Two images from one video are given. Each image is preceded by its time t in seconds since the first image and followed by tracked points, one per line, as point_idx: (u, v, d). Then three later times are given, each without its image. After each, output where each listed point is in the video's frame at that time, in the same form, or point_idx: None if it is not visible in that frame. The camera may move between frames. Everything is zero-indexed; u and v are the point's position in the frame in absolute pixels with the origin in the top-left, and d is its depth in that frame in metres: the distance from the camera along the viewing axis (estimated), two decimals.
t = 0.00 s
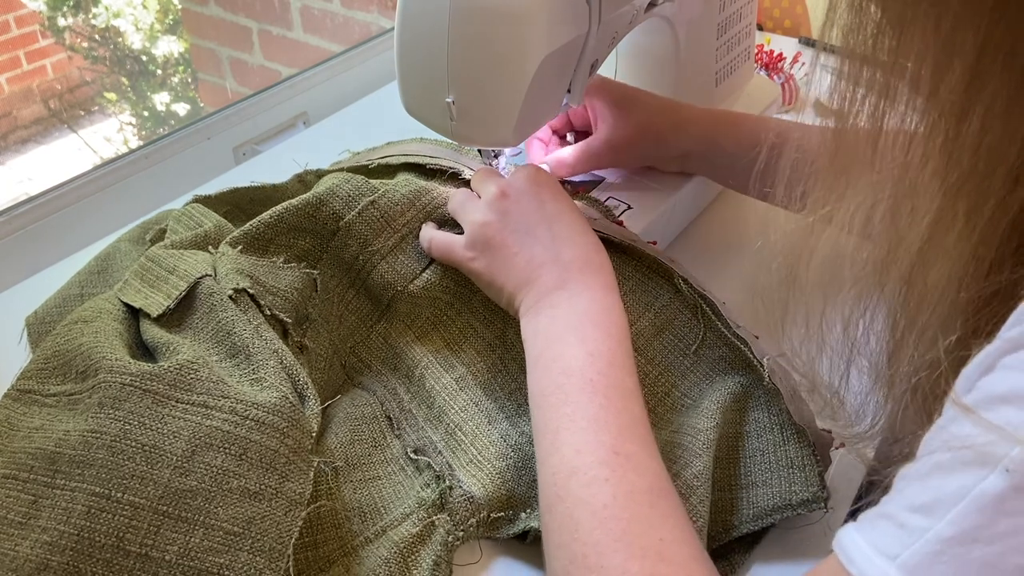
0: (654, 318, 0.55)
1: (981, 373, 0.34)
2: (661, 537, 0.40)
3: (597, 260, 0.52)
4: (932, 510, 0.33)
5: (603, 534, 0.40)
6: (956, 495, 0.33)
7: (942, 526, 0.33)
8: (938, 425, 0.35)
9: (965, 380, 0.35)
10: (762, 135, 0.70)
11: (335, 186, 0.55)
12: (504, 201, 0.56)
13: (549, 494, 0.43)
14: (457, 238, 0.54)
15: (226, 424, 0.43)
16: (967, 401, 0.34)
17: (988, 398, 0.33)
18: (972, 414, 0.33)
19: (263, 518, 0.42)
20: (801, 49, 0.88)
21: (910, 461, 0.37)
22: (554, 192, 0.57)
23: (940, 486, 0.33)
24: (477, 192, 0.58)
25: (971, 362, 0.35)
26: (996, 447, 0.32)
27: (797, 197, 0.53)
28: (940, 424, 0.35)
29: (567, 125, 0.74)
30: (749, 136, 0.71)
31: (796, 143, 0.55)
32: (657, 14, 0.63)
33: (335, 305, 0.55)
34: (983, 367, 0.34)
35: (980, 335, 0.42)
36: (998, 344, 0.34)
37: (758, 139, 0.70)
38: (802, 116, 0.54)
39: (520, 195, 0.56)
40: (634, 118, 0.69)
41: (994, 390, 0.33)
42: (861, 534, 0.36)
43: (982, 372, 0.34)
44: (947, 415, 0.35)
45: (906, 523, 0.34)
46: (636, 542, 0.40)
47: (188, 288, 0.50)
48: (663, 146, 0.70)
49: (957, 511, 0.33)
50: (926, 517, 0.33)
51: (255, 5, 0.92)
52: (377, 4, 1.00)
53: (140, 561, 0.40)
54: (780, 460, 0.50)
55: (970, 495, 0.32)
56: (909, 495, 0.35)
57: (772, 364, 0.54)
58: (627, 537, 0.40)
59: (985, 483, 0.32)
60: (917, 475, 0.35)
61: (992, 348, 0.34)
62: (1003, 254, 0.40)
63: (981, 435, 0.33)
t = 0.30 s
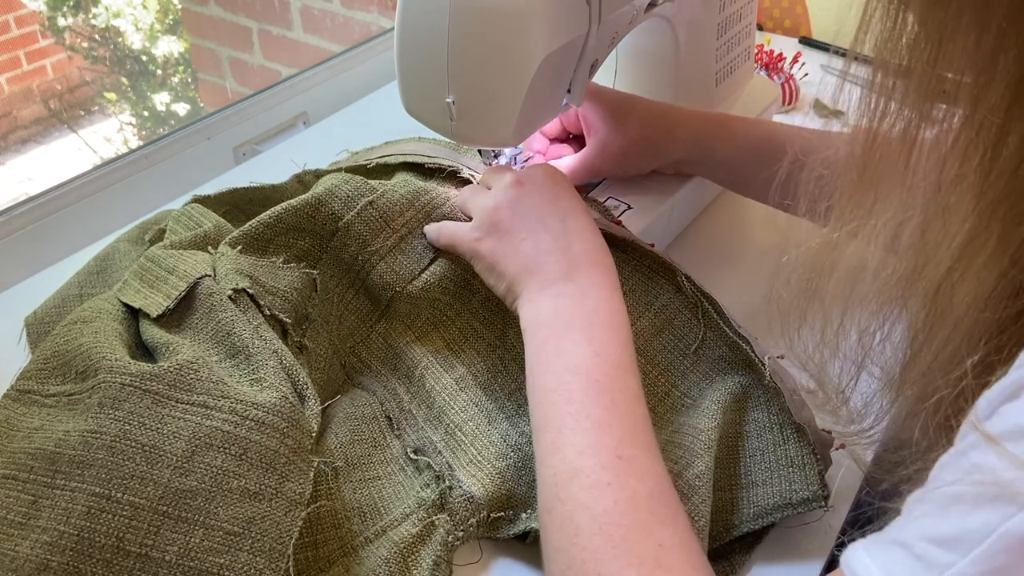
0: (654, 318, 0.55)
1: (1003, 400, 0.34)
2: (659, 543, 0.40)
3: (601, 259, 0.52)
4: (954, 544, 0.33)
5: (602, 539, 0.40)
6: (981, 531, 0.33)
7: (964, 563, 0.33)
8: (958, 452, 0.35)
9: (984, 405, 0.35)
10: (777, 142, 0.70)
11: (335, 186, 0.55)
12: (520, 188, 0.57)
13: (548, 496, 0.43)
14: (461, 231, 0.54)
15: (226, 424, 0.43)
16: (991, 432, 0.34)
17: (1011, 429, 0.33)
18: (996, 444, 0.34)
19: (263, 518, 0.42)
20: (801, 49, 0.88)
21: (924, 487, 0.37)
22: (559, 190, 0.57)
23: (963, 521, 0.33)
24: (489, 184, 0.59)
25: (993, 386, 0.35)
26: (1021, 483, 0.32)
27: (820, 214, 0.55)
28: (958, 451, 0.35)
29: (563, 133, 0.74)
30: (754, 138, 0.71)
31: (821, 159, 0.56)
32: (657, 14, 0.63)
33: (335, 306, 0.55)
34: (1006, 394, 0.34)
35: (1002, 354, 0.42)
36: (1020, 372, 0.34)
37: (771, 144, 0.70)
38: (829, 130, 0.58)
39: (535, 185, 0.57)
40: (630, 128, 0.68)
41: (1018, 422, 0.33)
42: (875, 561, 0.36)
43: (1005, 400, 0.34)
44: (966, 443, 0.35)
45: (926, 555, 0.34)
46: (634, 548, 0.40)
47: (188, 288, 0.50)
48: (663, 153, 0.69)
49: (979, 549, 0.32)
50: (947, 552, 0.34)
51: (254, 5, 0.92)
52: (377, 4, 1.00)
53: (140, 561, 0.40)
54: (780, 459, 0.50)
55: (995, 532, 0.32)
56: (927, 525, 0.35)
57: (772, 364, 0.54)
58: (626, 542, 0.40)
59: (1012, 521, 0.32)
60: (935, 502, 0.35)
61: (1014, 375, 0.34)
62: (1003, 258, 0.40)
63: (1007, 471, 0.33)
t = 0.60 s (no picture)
0: (654, 318, 0.55)
1: (1003, 403, 0.34)
2: (662, 544, 0.40)
3: (602, 260, 0.52)
4: (953, 547, 0.33)
5: (603, 540, 0.40)
6: (980, 535, 0.33)
7: (964, 567, 0.33)
8: (957, 455, 0.35)
9: (985, 409, 0.35)
10: (778, 139, 0.70)
11: (334, 186, 0.55)
12: (524, 188, 0.57)
13: (549, 497, 0.43)
14: (462, 230, 0.55)
15: (226, 424, 0.43)
16: (991, 434, 0.34)
17: (1011, 432, 0.33)
18: (995, 447, 0.34)
19: (263, 518, 0.42)
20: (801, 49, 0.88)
21: (924, 489, 0.37)
22: (562, 192, 0.57)
23: (962, 524, 0.33)
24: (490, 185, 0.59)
25: (994, 390, 0.35)
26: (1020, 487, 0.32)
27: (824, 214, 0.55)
28: (958, 454, 0.35)
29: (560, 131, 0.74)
30: (753, 131, 0.71)
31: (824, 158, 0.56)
32: (657, 14, 0.63)
33: (335, 306, 0.55)
34: (1006, 398, 0.34)
35: (1001, 356, 0.41)
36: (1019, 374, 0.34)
37: (771, 136, 0.70)
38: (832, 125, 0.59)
39: (535, 186, 0.57)
40: (629, 118, 0.67)
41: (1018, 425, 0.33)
42: (875, 564, 0.36)
43: (1005, 403, 0.34)
44: (966, 446, 0.35)
45: (925, 559, 0.34)
46: (635, 549, 0.40)
47: (188, 288, 0.50)
48: (662, 144, 0.69)
49: (979, 552, 0.32)
50: (946, 555, 0.33)
51: (255, 5, 0.92)
52: (377, 4, 1.00)
53: (140, 561, 0.40)
54: (780, 459, 0.51)
55: (994, 535, 0.32)
56: (927, 528, 0.35)
57: (772, 364, 0.54)
58: (627, 543, 0.40)
59: (1011, 525, 0.32)
60: (936, 504, 0.35)
61: (1014, 378, 0.34)
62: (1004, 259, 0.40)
63: (1006, 473, 0.33)
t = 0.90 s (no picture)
0: (654, 318, 0.55)
1: (994, 396, 0.34)
2: (663, 544, 0.40)
3: (605, 260, 0.52)
4: (938, 535, 0.33)
5: (604, 540, 0.40)
6: (965, 522, 0.33)
7: (950, 555, 0.33)
8: (947, 448, 0.35)
9: (976, 402, 0.35)
10: (778, 134, 0.70)
11: (334, 186, 0.55)
12: (526, 189, 0.57)
13: (549, 497, 0.43)
14: (464, 230, 0.55)
15: (226, 424, 0.43)
16: (979, 424, 0.34)
17: (1000, 422, 0.33)
18: (982, 438, 0.34)
19: (263, 518, 0.42)
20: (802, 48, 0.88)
21: (921, 483, 0.36)
22: (565, 193, 0.57)
23: (951, 513, 0.33)
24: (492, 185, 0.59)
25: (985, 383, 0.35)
26: (1005, 475, 0.32)
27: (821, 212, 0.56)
28: (949, 447, 0.35)
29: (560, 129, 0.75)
30: (752, 132, 0.71)
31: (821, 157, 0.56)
32: (657, 14, 0.63)
33: (335, 306, 0.55)
34: (995, 390, 0.34)
35: (997, 351, 0.42)
36: (1011, 367, 0.34)
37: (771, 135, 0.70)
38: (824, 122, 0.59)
39: (538, 187, 0.57)
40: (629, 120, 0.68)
41: (1006, 415, 0.33)
42: (868, 560, 0.35)
43: (996, 395, 0.34)
44: (957, 438, 0.35)
45: (912, 548, 0.34)
46: (635, 549, 0.40)
47: (188, 288, 0.50)
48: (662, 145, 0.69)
49: (966, 539, 0.32)
50: (932, 543, 0.33)
51: (254, 5, 0.92)
52: (377, 4, 1.00)
53: (140, 561, 0.40)
54: (780, 459, 0.51)
55: (978, 522, 0.32)
56: (917, 519, 0.35)
57: (772, 365, 0.54)
58: (627, 544, 0.40)
59: (996, 511, 0.32)
60: (924, 496, 0.35)
61: (1006, 371, 0.34)
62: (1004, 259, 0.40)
63: (991, 460, 0.33)
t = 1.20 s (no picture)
0: (654, 318, 0.55)
1: (990, 390, 0.34)
2: (668, 544, 0.40)
3: (609, 260, 0.52)
4: (937, 530, 0.33)
5: (606, 541, 0.40)
6: (963, 517, 0.33)
7: (949, 550, 0.33)
8: (946, 443, 0.35)
9: (973, 397, 0.35)
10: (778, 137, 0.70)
11: (334, 187, 0.55)
12: (531, 191, 0.57)
13: (550, 497, 0.43)
14: (468, 230, 0.55)
15: (226, 424, 0.43)
16: (976, 419, 0.34)
17: (996, 417, 0.33)
18: (980, 433, 0.34)
19: (263, 518, 0.42)
20: (801, 48, 0.88)
21: (918, 478, 0.36)
22: (571, 195, 0.57)
23: (948, 508, 0.33)
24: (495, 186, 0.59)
25: (981, 378, 0.35)
26: (1003, 470, 0.32)
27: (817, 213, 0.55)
28: (947, 443, 0.35)
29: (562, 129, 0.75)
30: (752, 134, 0.71)
31: (815, 155, 0.56)
32: (658, 14, 0.63)
33: (335, 306, 0.55)
34: (993, 385, 0.34)
35: (993, 348, 0.42)
36: (1008, 361, 0.34)
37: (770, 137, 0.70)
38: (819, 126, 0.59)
39: (542, 190, 0.57)
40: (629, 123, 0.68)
41: (1004, 410, 0.33)
42: (868, 559, 0.35)
43: (992, 390, 0.34)
44: (954, 434, 0.35)
45: (912, 544, 0.34)
46: (638, 549, 0.40)
47: (188, 288, 0.50)
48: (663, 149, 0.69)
49: (965, 534, 0.32)
50: (931, 539, 0.33)
51: (254, 5, 0.92)
52: (377, 4, 1.00)
53: (140, 561, 0.40)
54: (781, 460, 0.51)
55: (977, 517, 0.32)
56: (914, 514, 0.35)
57: (773, 365, 0.54)
58: (630, 543, 0.40)
59: (993, 506, 0.32)
60: (923, 491, 0.35)
61: (1002, 366, 0.34)
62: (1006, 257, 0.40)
63: (990, 456, 0.33)
